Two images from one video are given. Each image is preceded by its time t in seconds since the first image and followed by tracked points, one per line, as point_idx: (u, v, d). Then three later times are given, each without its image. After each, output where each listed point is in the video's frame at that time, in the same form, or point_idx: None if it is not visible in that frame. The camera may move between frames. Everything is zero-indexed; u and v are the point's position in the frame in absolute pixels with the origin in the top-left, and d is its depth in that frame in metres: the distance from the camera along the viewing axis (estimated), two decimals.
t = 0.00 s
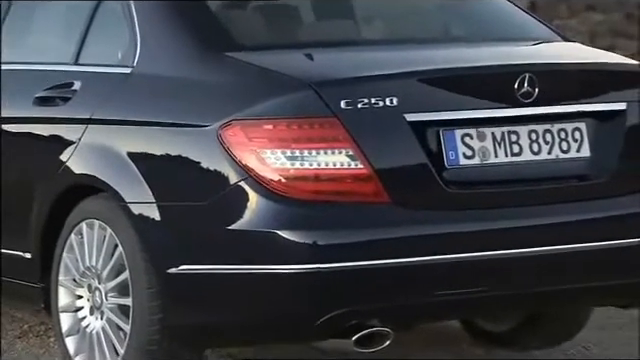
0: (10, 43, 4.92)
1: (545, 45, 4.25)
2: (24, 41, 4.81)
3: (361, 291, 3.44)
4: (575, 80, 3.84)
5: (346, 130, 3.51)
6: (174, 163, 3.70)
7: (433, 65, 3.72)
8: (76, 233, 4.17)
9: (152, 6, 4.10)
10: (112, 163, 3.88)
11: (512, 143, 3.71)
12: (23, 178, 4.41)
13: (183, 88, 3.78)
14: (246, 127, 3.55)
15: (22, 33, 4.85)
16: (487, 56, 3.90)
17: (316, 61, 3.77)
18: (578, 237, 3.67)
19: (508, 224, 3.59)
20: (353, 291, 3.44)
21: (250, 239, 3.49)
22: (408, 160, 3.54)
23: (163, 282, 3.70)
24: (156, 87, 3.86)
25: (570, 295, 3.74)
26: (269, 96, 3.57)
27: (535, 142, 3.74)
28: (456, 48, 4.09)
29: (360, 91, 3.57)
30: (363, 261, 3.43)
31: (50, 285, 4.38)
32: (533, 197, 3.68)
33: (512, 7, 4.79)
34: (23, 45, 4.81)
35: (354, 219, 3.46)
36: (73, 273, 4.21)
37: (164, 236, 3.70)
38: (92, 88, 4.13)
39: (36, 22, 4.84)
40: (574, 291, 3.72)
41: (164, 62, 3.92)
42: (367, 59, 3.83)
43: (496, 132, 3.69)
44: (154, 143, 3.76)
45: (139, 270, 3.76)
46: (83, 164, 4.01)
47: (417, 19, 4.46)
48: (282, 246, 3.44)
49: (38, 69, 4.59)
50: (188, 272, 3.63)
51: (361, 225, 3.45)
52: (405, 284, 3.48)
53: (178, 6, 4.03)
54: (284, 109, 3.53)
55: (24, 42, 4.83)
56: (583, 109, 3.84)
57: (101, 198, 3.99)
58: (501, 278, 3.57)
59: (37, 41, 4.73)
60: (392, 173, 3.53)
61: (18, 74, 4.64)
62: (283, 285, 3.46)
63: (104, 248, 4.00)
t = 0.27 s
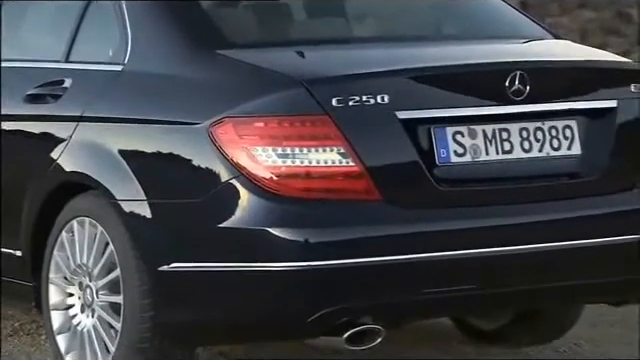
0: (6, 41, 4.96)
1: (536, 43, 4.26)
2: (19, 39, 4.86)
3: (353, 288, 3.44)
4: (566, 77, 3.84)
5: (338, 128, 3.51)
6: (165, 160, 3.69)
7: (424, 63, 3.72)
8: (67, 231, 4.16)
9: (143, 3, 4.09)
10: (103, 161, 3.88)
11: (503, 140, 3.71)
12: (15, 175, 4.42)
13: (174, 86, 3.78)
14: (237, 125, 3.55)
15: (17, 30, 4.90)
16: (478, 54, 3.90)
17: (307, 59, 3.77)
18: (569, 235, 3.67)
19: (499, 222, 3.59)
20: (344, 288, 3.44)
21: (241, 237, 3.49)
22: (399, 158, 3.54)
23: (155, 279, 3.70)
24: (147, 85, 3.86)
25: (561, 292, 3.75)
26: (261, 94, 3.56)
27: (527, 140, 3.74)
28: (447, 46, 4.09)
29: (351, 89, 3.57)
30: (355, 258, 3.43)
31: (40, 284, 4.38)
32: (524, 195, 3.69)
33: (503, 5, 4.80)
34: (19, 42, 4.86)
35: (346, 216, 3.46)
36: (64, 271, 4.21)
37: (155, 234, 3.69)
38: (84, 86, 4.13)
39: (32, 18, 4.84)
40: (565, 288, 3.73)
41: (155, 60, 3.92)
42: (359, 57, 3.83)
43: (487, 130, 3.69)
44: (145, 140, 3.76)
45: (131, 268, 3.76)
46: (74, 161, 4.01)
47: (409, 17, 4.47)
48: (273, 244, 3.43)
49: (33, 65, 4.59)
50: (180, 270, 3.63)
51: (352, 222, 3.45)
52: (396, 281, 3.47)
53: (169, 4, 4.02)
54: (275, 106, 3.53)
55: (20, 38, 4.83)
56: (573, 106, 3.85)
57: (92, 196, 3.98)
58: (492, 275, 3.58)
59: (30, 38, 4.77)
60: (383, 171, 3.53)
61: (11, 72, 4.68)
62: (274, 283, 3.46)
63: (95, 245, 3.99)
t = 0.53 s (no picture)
0: None
1: (526, 40, 4.26)
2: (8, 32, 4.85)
3: (343, 285, 3.44)
4: (556, 74, 3.84)
5: (328, 124, 3.50)
6: (155, 157, 3.69)
7: (415, 60, 3.72)
8: (56, 228, 4.15)
9: None
10: (93, 158, 3.88)
11: (493, 137, 3.71)
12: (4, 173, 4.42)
13: (164, 82, 3.77)
14: (227, 122, 3.54)
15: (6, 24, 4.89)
16: (468, 50, 3.90)
17: (296, 55, 3.76)
18: (559, 231, 3.68)
19: (490, 218, 3.60)
20: (335, 285, 3.44)
21: (231, 234, 3.48)
22: (389, 154, 3.54)
23: (145, 276, 3.69)
24: (137, 82, 3.85)
25: (551, 288, 3.75)
26: (251, 91, 3.56)
27: (516, 136, 3.75)
28: (437, 42, 4.09)
29: (342, 86, 3.56)
30: (345, 255, 3.43)
31: (30, 281, 4.38)
32: (514, 192, 3.69)
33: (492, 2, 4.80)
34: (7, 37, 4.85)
35: (337, 212, 3.46)
36: (53, 268, 4.20)
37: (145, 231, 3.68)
38: (73, 82, 4.12)
39: (18, 13, 4.83)
40: (555, 285, 3.74)
41: (145, 56, 3.91)
42: (348, 53, 3.82)
43: (477, 127, 3.69)
44: (135, 137, 3.76)
45: (121, 265, 3.75)
46: (64, 158, 4.00)
47: (399, 14, 4.47)
48: (263, 240, 3.43)
49: (23, 62, 4.59)
50: (170, 266, 3.62)
51: (343, 219, 3.45)
52: (387, 277, 3.47)
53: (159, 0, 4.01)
54: (265, 103, 3.52)
55: (11, 35, 4.83)
56: (563, 103, 3.85)
57: (81, 193, 3.97)
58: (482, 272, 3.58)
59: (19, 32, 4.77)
60: (373, 168, 3.53)
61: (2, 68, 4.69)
62: (264, 280, 3.45)
63: (84, 242, 3.99)
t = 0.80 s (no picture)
0: None
1: (517, 36, 4.27)
2: None
3: (334, 282, 3.44)
4: (546, 71, 3.85)
5: (318, 121, 3.50)
6: (146, 154, 3.68)
7: (405, 56, 3.72)
8: (46, 224, 4.15)
9: None
10: (83, 154, 3.87)
11: (483, 134, 3.71)
12: None
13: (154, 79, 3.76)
14: (218, 118, 3.54)
15: None
16: (459, 47, 3.90)
17: (287, 52, 3.76)
18: (549, 228, 3.69)
19: (480, 215, 3.60)
20: (325, 282, 3.43)
21: (222, 231, 3.48)
22: (380, 151, 3.54)
23: (135, 273, 3.69)
24: (127, 78, 3.84)
25: (541, 284, 3.75)
26: (241, 88, 3.55)
27: (507, 133, 3.75)
28: (428, 39, 4.09)
29: (332, 82, 3.56)
30: (335, 252, 3.43)
31: (20, 278, 4.37)
32: (504, 189, 3.70)
33: None
34: None
35: (327, 209, 3.47)
36: (43, 265, 4.20)
37: (135, 227, 3.68)
38: (63, 79, 4.11)
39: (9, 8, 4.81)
40: (545, 281, 3.74)
41: (135, 53, 3.90)
42: (339, 50, 3.82)
43: (468, 123, 3.69)
44: (125, 134, 3.75)
45: (111, 262, 3.74)
46: (54, 155, 4.00)
47: (389, 10, 4.47)
48: (254, 237, 3.43)
49: (12, 58, 4.59)
50: (160, 263, 3.62)
51: (333, 216, 3.46)
52: (378, 274, 3.47)
53: None
54: (255, 100, 3.52)
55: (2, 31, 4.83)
56: (554, 99, 3.85)
57: (72, 190, 3.97)
58: (473, 269, 3.58)
59: (10, 28, 4.76)
60: (364, 165, 3.53)
61: None
62: (254, 277, 3.45)
63: (74, 239, 3.98)
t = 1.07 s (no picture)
0: None
1: (509, 34, 4.28)
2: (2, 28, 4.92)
3: (325, 279, 3.43)
4: (538, 68, 3.85)
5: (310, 118, 3.50)
6: (138, 151, 3.69)
7: (397, 54, 3.72)
8: (37, 222, 4.16)
9: None
10: (74, 151, 3.89)
11: (475, 131, 3.72)
12: None
13: (146, 76, 3.76)
14: (209, 115, 3.53)
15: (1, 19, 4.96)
16: (451, 44, 3.90)
17: (279, 49, 3.76)
18: (540, 225, 3.69)
19: (471, 212, 3.60)
20: (316, 279, 3.43)
21: (214, 228, 3.48)
22: (371, 149, 3.54)
23: (126, 270, 3.68)
24: (119, 76, 3.84)
25: (533, 281, 3.76)
26: (232, 85, 3.55)
27: (498, 130, 3.75)
28: (420, 36, 4.09)
29: (324, 79, 3.55)
30: (327, 249, 3.42)
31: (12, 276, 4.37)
32: (495, 186, 3.70)
33: None
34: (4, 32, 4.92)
35: (318, 206, 3.46)
36: (34, 262, 4.21)
37: (127, 225, 3.68)
38: (56, 76, 4.12)
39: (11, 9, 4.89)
40: (537, 278, 3.74)
41: (128, 50, 3.90)
42: (331, 47, 3.82)
43: (459, 121, 3.70)
44: (117, 131, 3.76)
45: (102, 259, 3.74)
46: (47, 152, 4.02)
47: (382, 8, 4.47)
48: (245, 234, 3.42)
49: (7, 55, 4.61)
50: (152, 261, 3.62)
51: (324, 213, 3.45)
52: (370, 271, 3.46)
53: None
54: (247, 97, 3.52)
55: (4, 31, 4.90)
56: (545, 97, 3.86)
57: (64, 187, 3.97)
58: (464, 266, 3.58)
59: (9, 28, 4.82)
60: (355, 162, 3.53)
61: None
62: (246, 274, 3.45)
63: (66, 236, 3.98)
